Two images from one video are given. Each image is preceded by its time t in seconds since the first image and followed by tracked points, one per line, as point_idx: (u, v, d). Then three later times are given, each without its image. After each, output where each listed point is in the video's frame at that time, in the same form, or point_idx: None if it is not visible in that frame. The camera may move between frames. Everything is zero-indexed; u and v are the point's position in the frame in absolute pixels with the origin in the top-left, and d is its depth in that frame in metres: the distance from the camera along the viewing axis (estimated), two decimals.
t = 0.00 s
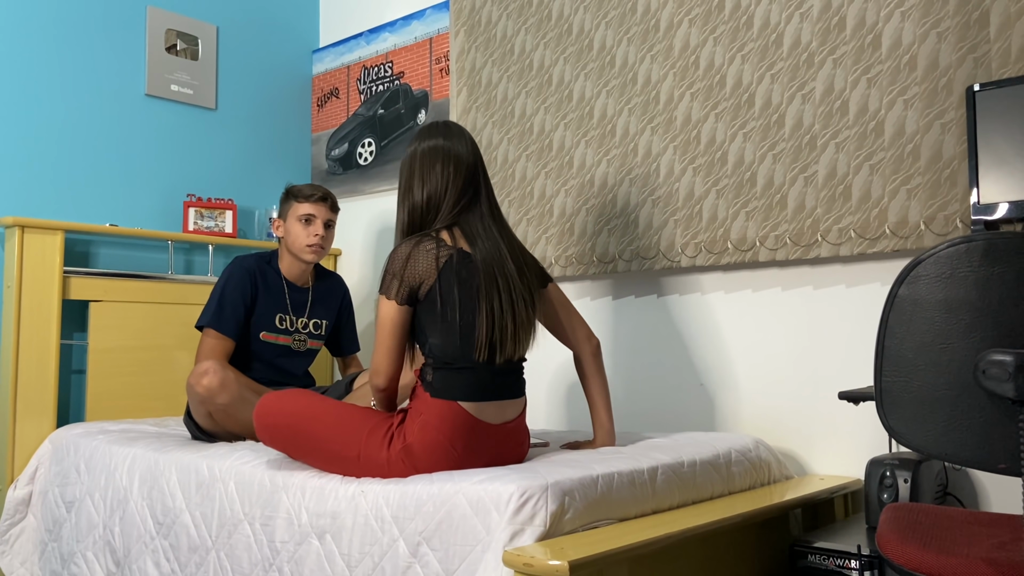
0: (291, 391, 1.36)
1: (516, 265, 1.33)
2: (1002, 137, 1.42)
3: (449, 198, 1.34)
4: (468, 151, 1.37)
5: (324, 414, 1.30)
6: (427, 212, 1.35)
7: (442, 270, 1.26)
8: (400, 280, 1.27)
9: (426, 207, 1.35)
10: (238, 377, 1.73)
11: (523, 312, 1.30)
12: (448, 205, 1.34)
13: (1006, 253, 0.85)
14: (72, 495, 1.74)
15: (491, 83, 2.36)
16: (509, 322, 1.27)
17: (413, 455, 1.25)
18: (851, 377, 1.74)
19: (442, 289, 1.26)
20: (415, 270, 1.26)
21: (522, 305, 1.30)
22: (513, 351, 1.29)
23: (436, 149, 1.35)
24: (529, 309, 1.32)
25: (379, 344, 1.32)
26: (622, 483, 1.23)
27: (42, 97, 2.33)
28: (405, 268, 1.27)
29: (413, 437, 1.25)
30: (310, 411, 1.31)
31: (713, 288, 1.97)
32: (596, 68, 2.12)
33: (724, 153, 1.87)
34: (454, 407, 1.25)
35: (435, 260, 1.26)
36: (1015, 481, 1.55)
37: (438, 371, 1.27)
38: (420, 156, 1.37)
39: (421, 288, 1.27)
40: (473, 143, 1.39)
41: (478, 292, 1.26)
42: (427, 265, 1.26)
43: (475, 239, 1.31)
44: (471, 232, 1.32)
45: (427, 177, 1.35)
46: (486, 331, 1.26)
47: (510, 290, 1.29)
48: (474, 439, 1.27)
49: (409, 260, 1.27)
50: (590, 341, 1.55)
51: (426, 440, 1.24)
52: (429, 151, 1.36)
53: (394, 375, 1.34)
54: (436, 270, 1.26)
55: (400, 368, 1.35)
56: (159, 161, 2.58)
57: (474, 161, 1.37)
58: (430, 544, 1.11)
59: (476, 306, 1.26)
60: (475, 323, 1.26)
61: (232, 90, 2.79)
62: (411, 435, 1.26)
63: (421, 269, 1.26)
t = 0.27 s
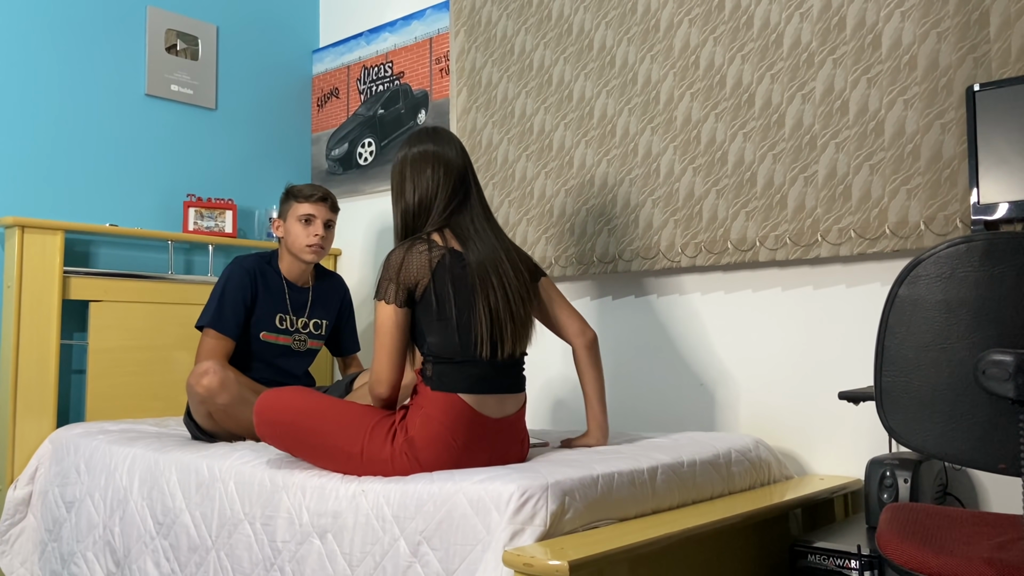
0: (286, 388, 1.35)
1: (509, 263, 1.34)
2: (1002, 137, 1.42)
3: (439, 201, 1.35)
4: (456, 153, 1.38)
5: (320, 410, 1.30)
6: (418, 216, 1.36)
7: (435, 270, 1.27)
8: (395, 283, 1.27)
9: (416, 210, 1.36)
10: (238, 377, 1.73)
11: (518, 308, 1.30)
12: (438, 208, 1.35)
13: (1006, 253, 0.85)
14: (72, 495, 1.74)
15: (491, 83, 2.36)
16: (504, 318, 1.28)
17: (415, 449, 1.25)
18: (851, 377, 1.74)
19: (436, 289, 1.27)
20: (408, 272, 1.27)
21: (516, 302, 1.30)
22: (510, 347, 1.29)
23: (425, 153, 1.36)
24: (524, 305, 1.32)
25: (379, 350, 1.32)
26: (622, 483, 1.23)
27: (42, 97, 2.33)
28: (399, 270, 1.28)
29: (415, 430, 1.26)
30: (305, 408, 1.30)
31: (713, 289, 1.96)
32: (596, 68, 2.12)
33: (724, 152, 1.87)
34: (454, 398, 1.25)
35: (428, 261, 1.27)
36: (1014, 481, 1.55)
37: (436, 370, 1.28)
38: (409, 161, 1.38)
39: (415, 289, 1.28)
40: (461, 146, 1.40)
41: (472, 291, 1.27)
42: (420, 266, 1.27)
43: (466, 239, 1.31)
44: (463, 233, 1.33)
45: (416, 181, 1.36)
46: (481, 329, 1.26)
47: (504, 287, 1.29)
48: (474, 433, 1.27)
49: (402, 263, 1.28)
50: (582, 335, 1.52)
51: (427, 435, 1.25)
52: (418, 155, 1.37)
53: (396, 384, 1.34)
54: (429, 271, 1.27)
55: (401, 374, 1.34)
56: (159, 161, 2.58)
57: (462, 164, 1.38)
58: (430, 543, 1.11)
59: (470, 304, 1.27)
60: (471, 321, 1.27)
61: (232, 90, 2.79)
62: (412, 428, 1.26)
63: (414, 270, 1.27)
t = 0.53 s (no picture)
0: (282, 391, 1.36)
1: (501, 260, 1.34)
2: (1002, 137, 1.42)
3: (430, 202, 1.36)
4: (446, 155, 1.39)
5: (315, 408, 1.30)
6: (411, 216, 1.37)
7: (428, 269, 1.27)
8: (389, 283, 1.28)
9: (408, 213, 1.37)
10: (238, 377, 1.73)
11: (512, 303, 1.31)
12: (429, 208, 1.35)
13: (1006, 253, 0.85)
14: (72, 495, 1.74)
15: (491, 83, 2.36)
16: (498, 313, 1.28)
17: (414, 443, 1.25)
18: (851, 378, 1.74)
19: (430, 287, 1.28)
20: (402, 271, 1.28)
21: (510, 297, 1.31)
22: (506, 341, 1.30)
23: (415, 157, 1.37)
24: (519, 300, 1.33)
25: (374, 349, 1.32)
26: (622, 483, 1.23)
27: (42, 97, 2.33)
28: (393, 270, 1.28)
29: (413, 425, 1.26)
30: (299, 407, 1.31)
31: (713, 289, 1.96)
32: (596, 68, 2.12)
33: (724, 152, 1.87)
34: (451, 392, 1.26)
35: (421, 260, 1.28)
36: (1014, 481, 1.55)
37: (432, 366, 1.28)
38: (400, 165, 1.39)
39: (410, 288, 1.28)
40: (450, 148, 1.41)
41: (465, 288, 1.28)
42: (413, 265, 1.28)
43: (459, 237, 1.32)
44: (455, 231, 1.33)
45: (407, 183, 1.37)
46: (476, 324, 1.27)
47: (497, 283, 1.30)
48: (472, 427, 1.27)
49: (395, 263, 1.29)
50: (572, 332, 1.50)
51: (428, 430, 1.24)
52: (408, 158, 1.38)
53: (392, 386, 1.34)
54: (423, 269, 1.27)
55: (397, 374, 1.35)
56: (159, 161, 2.58)
57: (452, 165, 1.38)
58: (430, 543, 1.11)
59: (464, 300, 1.27)
60: (465, 317, 1.27)
61: (232, 90, 2.79)
62: (410, 423, 1.26)
63: (408, 269, 1.28)
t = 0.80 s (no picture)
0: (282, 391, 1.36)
1: (501, 260, 1.34)
2: (1001, 137, 1.42)
3: (429, 204, 1.36)
4: (444, 158, 1.39)
5: (316, 408, 1.30)
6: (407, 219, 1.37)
7: (427, 269, 1.28)
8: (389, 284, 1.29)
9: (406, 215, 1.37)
10: (238, 377, 1.73)
11: (511, 302, 1.31)
12: (428, 210, 1.36)
13: (1006, 254, 0.85)
14: (72, 495, 1.74)
15: (491, 83, 2.36)
16: (498, 312, 1.28)
17: (414, 442, 1.25)
18: (851, 378, 1.74)
19: (430, 286, 1.28)
20: (402, 271, 1.28)
21: (509, 296, 1.31)
22: (506, 340, 1.30)
23: (413, 160, 1.38)
24: (519, 299, 1.33)
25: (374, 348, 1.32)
26: (622, 483, 1.23)
27: (42, 97, 2.33)
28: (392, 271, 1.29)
29: (413, 423, 1.26)
30: (299, 407, 1.30)
31: (713, 289, 1.96)
32: (596, 68, 2.12)
33: (724, 153, 1.87)
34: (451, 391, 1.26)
35: (420, 260, 1.28)
36: (1014, 481, 1.55)
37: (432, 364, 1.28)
38: (398, 168, 1.39)
39: (409, 288, 1.28)
40: (448, 151, 1.41)
41: (465, 287, 1.28)
42: (413, 265, 1.28)
43: (457, 238, 1.32)
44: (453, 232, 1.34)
45: (405, 185, 1.37)
46: (476, 323, 1.27)
47: (496, 282, 1.30)
48: (472, 425, 1.27)
49: (394, 264, 1.29)
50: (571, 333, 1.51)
51: (428, 429, 1.24)
52: (405, 162, 1.38)
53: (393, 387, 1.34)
54: (422, 269, 1.28)
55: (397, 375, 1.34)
56: (159, 161, 2.58)
57: (450, 168, 1.39)
58: (431, 543, 1.11)
59: (464, 299, 1.28)
60: (465, 316, 1.27)
61: (232, 90, 2.79)
62: (411, 421, 1.26)
63: (407, 269, 1.28)
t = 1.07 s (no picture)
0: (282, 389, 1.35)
1: (504, 263, 1.35)
2: (1001, 137, 1.42)
3: (433, 204, 1.36)
4: (450, 159, 1.39)
5: (316, 406, 1.30)
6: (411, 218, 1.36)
7: (432, 268, 1.28)
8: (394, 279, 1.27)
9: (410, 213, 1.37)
10: (238, 377, 1.73)
11: (514, 305, 1.31)
12: (432, 210, 1.36)
13: (1006, 253, 0.85)
14: (72, 495, 1.74)
15: (491, 83, 2.36)
16: (500, 314, 1.29)
17: (414, 441, 1.25)
18: (851, 377, 1.74)
19: (433, 285, 1.28)
20: (405, 268, 1.27)
21: (511, 298, 1.32)
22: (508, 342, 1.30)
23: (418, 158, 1.37)
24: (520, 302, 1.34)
25: (385, 347, 1.28)
26: (622, 483, 1.23)
27: (42, 97, 2.33)
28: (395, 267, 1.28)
29: (414, 422, 1.26)
30: (299, 405, 1.30)
31: (712, 289, 1.96)
32: (596, 68, 2.12)
33: (724, 153, 1.87)
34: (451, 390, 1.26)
35: (425, 259, 1.28)
36: (1015, 481, 1.55)
37: (433, 364, 1.28)
38: (403, 167, 1.39)
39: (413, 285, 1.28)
40: (453, 152, 1.42)
41: (468, 288, 1.28)
42: (417, 263, 1.28)
43: (461, 239, 1.33)
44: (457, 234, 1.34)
45: (409, 184, 1.36)
46: (479, 324, 1.27)
47: (499, 284, 1.31)
48: (472, 425, 1.27)
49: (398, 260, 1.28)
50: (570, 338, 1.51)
51: (428, 429, 1.24)
52: (410, 161, 1.38)
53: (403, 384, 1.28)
54: (426, 267, 1.27)
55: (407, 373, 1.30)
56: (159, 161, 2.58)
57: (455, 169, 1.39)
58: (430, 543, 1.11)
59: (467, 300, 1.28)
60: (468, 317, 1.27)
61: (231, 90, 2.79)
62: (411, 420, 1.26)
63: (411, 267, 1.27)
